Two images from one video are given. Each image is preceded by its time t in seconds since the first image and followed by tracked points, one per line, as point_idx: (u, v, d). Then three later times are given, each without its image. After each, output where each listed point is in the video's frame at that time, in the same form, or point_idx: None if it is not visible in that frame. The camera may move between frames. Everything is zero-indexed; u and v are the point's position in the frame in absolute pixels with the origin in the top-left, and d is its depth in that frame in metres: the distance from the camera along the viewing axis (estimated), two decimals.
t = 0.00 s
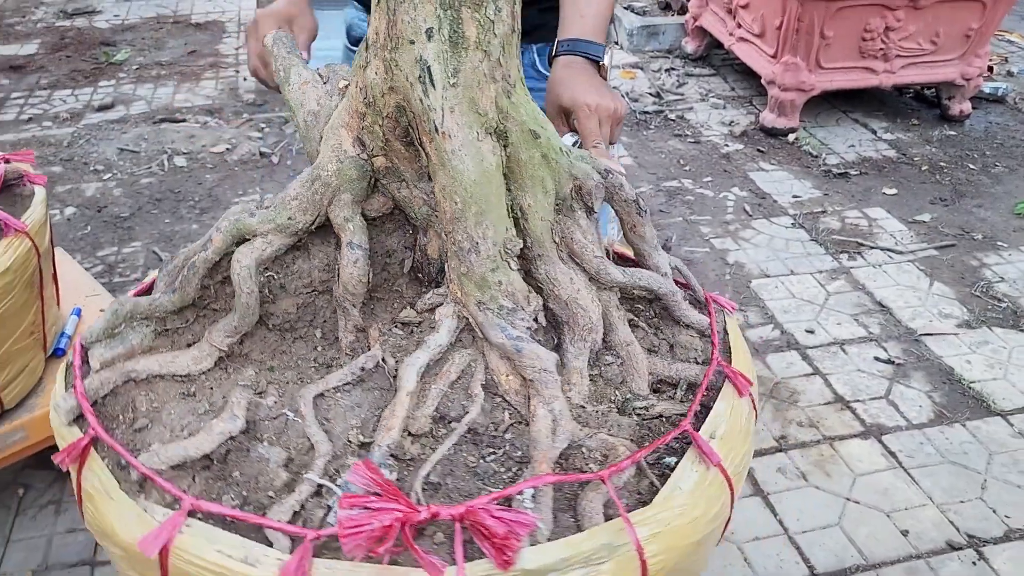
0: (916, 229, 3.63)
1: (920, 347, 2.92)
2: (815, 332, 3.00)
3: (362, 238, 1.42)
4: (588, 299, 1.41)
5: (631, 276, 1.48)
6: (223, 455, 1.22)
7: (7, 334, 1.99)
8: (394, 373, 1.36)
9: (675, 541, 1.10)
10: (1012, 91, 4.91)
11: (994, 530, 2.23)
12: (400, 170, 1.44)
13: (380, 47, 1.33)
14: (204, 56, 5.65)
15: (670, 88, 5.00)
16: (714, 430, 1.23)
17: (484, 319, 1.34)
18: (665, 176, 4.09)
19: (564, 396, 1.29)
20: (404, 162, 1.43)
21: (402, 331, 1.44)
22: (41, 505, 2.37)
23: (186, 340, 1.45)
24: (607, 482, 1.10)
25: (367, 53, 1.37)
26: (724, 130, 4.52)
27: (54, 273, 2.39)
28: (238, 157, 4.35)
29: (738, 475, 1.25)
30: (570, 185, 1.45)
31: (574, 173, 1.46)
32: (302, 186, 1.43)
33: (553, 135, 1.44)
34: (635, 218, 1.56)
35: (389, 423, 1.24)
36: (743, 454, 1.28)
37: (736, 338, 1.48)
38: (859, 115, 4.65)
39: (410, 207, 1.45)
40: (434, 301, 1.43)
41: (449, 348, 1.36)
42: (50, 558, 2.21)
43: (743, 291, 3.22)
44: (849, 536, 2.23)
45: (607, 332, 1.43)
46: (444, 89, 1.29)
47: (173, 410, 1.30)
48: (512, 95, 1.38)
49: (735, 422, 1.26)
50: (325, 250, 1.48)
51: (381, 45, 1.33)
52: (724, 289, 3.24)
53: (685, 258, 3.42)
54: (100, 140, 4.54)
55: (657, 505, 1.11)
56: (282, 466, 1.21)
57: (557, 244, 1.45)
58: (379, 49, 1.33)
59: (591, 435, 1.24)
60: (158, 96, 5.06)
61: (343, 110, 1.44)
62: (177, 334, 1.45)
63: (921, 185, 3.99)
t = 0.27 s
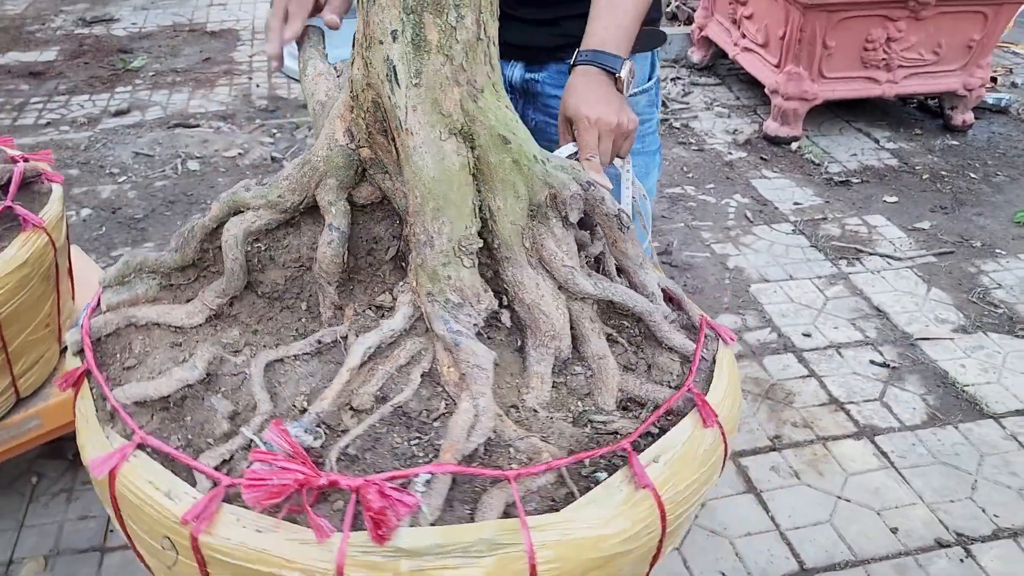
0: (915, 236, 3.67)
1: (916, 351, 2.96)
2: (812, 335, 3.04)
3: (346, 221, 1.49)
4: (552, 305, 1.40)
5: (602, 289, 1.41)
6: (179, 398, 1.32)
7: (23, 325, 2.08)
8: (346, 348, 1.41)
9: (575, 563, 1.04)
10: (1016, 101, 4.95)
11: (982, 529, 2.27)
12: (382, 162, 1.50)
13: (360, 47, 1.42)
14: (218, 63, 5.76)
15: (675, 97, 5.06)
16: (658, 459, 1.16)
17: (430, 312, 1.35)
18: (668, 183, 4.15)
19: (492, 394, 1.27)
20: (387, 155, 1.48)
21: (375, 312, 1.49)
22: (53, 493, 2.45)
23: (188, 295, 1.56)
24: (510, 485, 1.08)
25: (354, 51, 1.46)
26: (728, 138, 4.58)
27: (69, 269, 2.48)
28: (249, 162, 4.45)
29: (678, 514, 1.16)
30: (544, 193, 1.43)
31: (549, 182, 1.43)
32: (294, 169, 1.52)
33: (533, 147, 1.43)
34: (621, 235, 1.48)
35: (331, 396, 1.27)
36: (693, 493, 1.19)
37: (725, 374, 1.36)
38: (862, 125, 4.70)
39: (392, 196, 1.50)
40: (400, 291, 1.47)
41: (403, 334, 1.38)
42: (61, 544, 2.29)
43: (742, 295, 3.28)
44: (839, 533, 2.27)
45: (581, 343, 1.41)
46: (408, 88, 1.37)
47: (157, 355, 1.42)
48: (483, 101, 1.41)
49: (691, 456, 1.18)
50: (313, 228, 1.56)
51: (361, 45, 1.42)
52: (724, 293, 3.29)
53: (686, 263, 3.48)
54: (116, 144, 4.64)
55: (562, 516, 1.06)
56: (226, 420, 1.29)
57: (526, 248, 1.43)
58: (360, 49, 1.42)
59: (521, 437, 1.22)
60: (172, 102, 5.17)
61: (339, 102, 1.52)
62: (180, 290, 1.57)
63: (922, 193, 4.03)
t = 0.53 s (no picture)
0: (916, 244, 3.70)
1: (914, 356, 2.99)
2: (812, 340, 3.08)
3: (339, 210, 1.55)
4: (513, 313, 1.41)
5: (567, 303, 1.41)
6: (158, 350, 1.44)
7: (38, 320, 2.14)
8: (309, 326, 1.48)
9: (469, 566, 1.03)
10: (1020, 111, 4.98)
11: (976, 530, 2.30)
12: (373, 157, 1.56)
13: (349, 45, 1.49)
14: (231, 71, 5.85)
15: (681, 105, 5.11)
16: (592, 478, 1.12)
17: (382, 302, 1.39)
18: (673, 190, 4.19)
19: (422, 387, 1.27)
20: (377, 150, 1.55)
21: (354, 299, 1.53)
22: (65, 486, 2.51)
23: (203, 260, 1.70)
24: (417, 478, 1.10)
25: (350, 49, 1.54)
26: (732, 146, 4.62)
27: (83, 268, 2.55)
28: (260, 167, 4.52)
29: (607, 540, 1.11)
30: (516, 200, 1.42)
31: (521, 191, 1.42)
32: (296, 155, 1.61)
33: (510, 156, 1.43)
34: (597, 253, 1.45)
35: (282, 366, 1.34)
36: (631, 520, 1.13)
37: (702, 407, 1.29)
38: (866, 133, 4.73)
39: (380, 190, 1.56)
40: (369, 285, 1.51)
41: (364, 321, 1.42)
42: (72, 534, 2.35)
43: (743, 300, 3.31)
44: (834, 532, 2.30)
45: (548, 356, 1.41)
46: (379, 86, 1.42)
47: (163, 310, 1.56)
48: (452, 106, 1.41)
49: (633, 478, 1.14)
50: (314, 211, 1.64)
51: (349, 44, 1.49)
52: (725, 298, 3.33)
53: (688, 268, 3.52)
54: (129, 149, 4.73)
55: (465, 519, 1.05)
56: (195, 378, 1.38)
57: (495, 254, 1.44)
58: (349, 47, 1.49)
59: (451, 435, 1.24)
60: (186, 108, 5.26)
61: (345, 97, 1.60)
62: (199, 255, 1.72)
63: (924, 201, 4.06)
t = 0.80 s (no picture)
0: (923, 252, 3.71)
1: (919, 363, 3.00)
2: (817, 347, 3.09)
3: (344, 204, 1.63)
4: (478, 322, 1.44)
5: (533, 318, 1.43)
6: (164, 314, 1.56)
7: (53, 319, 2.18)
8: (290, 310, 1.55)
9: (365, 558, 1.07)
10: None
11: (979, 536, 2.31)
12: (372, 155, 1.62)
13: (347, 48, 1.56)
14: (243, 78, 5.92)
15: (689, 114, 5.14)
16: (519, 496, 1.13)
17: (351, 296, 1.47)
18: (680, 198, 4.22)
19: (366, 379, 1.34)
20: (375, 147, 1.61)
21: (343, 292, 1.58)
22: (76, 484, 2.55)
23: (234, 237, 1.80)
24: (338, 467, 1.15)
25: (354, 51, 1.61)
26: (740, 155, 4.65)
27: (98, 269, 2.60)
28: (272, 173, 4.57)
29: (523, 564, 1.11)
30: (492, 211, 1.44)
31: (497, 203, 1.45)
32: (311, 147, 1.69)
33: (488, 169, 1.45)
34: (570, 273, 1.45)
35: (257, 344, 1.44)
36: (550, 550, 1.12)
37: (667, 447, 1.26)
38: (873, 143, 4.75)
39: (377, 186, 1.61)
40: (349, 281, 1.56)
41: (341, 310, 1.51)
42: (83, 532, 2.38)
43: (748, 307, 3.33)
44: (837, 537, 2.31)
45: (516, 370, 1.43)
46: (363, 88, 1.48)
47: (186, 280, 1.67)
48: (429, 115, 1.45)
49: (562, 503, 1.13)
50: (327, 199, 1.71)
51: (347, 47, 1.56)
52: (731, 305, 3.35)
53: (694, 275, 3.54)
54: (143, 154, 4.79)
55: (379, 516, 1.10)
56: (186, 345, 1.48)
57: (468, 262, 1.47)
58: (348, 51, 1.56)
59: (390, 431, 1.30)
60: (199, 115, 5.32)
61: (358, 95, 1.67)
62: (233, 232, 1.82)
63: (932, 211, 4.07)
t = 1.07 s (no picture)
0: (933, 260, 3.72)
1: (928, 369, 3.01)
2: (826, 352, 3.10)
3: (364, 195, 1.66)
4: (448, 325, 1.46)
5: (499, 328, 1.44)
6: (192, 280, 1.68)
7: (70, 317, 2.21)
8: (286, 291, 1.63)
9: (290, 537, 1.14)
10: None
11: (987, 542, 2.31)
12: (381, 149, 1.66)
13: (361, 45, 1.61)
14: (257, 84, 5.98)
15: (699, 121, 5.16)
16: (448, 505, 1.15)
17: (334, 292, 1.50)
18: (690, 204, 4.23)
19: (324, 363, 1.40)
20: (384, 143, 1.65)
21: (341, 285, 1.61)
22: (91, 481, 2.58)
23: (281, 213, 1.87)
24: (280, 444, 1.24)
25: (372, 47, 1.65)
26: (750, 162, 4.66)
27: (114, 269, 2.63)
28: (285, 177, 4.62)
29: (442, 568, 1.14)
30: (471, 217, 1.45)
31: (476, 209, 1.45)
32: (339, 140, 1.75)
33: (470, 176, 1.46)
34: (540, 288, 1.44)
35: (250, 317, 1.54)
36: (468, 561, 1.13)
37: (618, 479, 1.23)
38: (884, 151, 4.76)
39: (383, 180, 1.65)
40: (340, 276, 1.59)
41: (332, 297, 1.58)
42: (97, 528, 2.41)
43: (758, 312, 3.35)
44: (845, 541, 2.32)
45: (486, 378, 1.44)
46: (358, 86, 1.53)
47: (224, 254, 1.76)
48: (416, 117, 1.46)
49: (488, 517, 1.14)
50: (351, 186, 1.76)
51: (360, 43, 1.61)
52: (740, 310, 3.36)
53: (704, 280, 3.56)
54: (158, 158, 4.84)
55: (311, 499, 1.16)
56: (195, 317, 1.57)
57: (447, 265, 1.48)
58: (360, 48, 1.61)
59: (344, 418, 1.35)
60: (213, 120, 5.38)
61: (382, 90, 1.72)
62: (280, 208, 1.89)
63: (942, 218, 4.08)
